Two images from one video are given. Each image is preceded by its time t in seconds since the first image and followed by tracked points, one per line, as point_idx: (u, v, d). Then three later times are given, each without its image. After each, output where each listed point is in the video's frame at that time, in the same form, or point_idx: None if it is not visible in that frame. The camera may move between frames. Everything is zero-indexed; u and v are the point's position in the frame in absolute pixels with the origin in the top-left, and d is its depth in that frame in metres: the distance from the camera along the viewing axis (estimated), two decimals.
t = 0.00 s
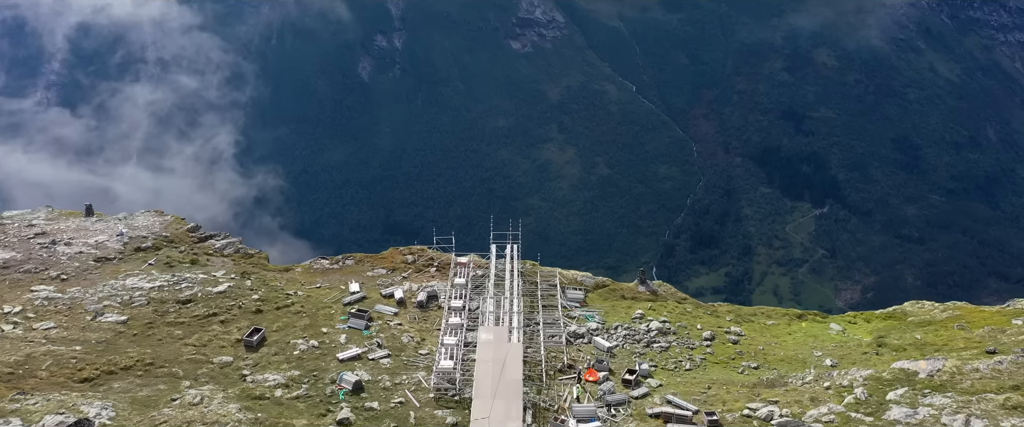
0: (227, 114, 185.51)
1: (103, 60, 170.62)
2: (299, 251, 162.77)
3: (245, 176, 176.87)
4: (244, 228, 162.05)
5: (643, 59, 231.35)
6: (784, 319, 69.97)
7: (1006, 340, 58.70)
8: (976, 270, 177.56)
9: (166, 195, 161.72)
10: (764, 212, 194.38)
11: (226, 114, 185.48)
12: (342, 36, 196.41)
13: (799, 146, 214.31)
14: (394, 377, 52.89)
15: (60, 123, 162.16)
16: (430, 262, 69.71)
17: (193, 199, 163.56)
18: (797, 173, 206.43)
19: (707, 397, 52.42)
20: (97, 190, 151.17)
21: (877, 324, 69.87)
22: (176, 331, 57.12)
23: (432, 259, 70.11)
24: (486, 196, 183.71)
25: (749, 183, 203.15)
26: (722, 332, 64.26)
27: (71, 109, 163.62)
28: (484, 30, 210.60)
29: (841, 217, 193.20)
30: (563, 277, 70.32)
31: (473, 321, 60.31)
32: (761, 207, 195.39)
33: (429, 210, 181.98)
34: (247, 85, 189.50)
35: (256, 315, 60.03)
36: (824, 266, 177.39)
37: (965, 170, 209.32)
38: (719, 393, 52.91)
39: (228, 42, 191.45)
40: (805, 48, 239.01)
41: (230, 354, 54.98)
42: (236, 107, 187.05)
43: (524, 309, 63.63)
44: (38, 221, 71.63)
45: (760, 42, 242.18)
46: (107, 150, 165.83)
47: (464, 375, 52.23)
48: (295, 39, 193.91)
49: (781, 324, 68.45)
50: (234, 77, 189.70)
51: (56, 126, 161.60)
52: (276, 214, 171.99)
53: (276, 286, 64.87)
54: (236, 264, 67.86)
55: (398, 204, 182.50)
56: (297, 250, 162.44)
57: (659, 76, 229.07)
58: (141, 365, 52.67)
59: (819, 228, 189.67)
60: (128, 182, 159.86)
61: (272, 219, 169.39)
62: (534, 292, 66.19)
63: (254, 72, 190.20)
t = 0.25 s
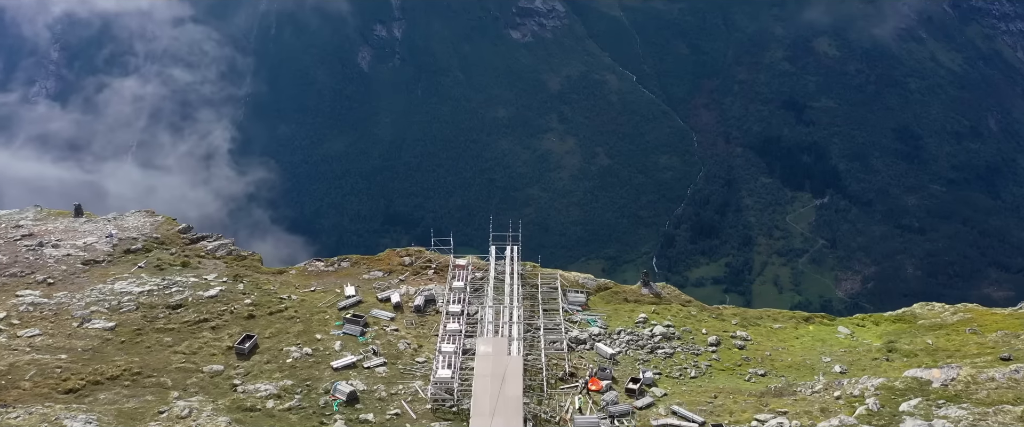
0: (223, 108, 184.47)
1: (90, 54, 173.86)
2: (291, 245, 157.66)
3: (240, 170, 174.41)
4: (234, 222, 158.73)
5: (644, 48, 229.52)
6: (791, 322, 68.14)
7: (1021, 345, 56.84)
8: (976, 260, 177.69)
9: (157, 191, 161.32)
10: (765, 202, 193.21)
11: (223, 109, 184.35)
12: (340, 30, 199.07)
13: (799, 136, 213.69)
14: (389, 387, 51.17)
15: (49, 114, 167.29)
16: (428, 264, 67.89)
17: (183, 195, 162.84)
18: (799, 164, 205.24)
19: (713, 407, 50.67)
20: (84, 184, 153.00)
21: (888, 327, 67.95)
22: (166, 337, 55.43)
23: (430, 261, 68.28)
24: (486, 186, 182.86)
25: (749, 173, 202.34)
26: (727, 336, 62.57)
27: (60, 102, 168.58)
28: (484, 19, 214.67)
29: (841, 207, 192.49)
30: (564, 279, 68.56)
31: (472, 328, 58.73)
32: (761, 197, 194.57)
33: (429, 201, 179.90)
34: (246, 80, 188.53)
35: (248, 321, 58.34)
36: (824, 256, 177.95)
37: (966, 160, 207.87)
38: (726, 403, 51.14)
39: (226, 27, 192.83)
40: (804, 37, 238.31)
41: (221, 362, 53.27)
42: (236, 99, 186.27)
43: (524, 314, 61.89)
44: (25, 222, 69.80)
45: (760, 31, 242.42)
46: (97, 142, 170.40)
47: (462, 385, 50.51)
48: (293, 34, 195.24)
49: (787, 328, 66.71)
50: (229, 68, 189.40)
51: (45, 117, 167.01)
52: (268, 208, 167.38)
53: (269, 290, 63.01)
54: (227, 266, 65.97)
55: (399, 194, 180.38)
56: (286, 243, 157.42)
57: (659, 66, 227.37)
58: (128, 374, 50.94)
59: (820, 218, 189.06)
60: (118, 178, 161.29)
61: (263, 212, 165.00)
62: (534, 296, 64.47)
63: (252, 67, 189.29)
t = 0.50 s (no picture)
0: (217, 104, 189.02)
1: (79, 47, 175.07)
2: (280, 241, 164.21)
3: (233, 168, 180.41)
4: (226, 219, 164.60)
5: (644, 37, 233.29)
6: (798, 327, 66.39)
7: None
8: (977, 251, 174.77)
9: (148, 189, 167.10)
10: (765, 193, 193.97)
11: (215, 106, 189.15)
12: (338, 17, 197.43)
13: (800, 126, 214.50)
14: (385, 399, 49.37)
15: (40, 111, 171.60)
16: (425, 267, 66.09)
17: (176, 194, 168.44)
18: (799, 154, 206.77)
19: (720, 419, 48.87)
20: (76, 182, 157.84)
21: (898, 332, 66.10)
22: (154, 346, 53.71)
23: (427, 264, 66.46)
24: (486, 176, 187.10)
25: (749, 163, 203.30)
26: (733, 342, 60.83)
27: (51, 97, 172.23)
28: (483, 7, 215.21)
29: (842, 197, 192.03)
30: (565, 282, 66.82)
31: (471, 334, 56.93)
32: (762, 187, 195.17)
33: (429, 191, 184.93)
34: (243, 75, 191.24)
35: (240, 327, 56.60)
36: (824, 246, 177.69)
37: (967, 150, 205.28)
38: (733, 414, 49.32)
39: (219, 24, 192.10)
40: (806, 26, 238.78)
41: (211, 372, 51.52)
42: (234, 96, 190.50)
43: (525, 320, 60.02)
44: (14, 223, 68.16)
45: (760, 20, 244.90)
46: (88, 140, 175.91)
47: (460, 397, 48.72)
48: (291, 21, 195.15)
49: (795, 332, 64.94)
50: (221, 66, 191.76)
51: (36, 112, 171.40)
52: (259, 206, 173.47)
53: (262, 294, 61.23)
54: (219, 270, 64.11)
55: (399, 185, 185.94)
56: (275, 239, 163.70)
57: (659, 56, 231.38)
58: (115, 385, 49.17)
59: (820, 208, 188.80)
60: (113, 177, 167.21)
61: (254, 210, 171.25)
62: (535, 301, 62.70)
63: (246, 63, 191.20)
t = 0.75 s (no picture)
0: (212, 100, 192.01)
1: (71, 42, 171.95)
2: (276, 235, 169.84)
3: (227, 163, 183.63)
4: (222, 216, 168.70)
5: (645, 26, 231.56)
6: (806, 331, 64.63)
7: None
8: (977, 240, 176.00)
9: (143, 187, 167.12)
10: (766, 183, 197.11)
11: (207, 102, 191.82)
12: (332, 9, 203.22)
13: (801, 115, 215.11)
14: (380, 412, 47.59)
15: (28, 103, 165.63)
16: (423, 271, 64.30)
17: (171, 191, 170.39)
18: (799, 144, 207.94)
19: None
20: (67, 179, 155.18)
21: (908, 337, 64.27)
22: (142, 355, 51.91)
23: (425, 267, 64.66)
24: (486, 167, 191.13)
25: (750, 153, 205.69)
26: (738, 348, 59.16)
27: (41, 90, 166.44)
28: None
29: (843, 187, 194.08)
30: (566, 286, 65.08)
31: (470, 343, 55.16)
32: (762, 177, 198.24)
33: (429, 182, 188.88)
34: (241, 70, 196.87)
35: (231, 335, 54.85)
36: (824, 236, 181.15)
37: (967, 140, 203.58)
38: None
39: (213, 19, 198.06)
40: (806, 16, 236.83)
41: (201, 383, 49.79)
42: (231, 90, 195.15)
43: (524, 328, 58.23)
44: None
45: (761, 8, 241.90)
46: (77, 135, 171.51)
47: (457, 412, 46.88)
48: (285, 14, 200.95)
49: (803, 338, 63.23)
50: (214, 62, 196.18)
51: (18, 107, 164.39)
52: (254, 203, 177.89)
53: (253, 300, 59.42)
54: (210, 274, 62.27)
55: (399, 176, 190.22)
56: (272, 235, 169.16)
57: (660, 45, 230.02)
58: (100, 398, 47.35)
59: (821, 199, 191.22)
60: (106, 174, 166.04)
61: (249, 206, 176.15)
62: (536, 307, 61.05)
63: (241, 56, 197.40)
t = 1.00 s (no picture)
0: (204, 98, 209.10)
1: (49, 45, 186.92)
2: (263, 233, 183.51)
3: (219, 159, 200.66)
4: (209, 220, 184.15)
5: (644, 15, 235.82)
6: (814, 338, 62.94)
7: None
8: (979, 230, 173.17)
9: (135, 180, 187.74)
10: (766, 173, 197.67)
11: (202, 98, 208.87)
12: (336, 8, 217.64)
13: (802, 105, 214.89)
14: None
15: (17, 101, 182.96)
16: (420, 275, 62.64)
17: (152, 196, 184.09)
18: (800, 133, 207.44)
19: None
20: (54, 179, 170.43)
21: (919, 343, 62.50)
22: (129, 367, 50.11)
23: (423, 272, 62.96)
24: (486, 157, 200.94)
25: (752, 144, 206.47)
26: (744, 356, 57.47)
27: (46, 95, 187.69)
28: None
29: (844, 177, 193.21)
30: (568, 291, 63.41)
31: (469, 353, 53.34)
32: (764, 167, 199.03)
33: (429, 172, 201.24)
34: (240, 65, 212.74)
35: (222, 344, 53.11)
36: (824, 227, 180.23)
37: (969, 129, 201.10)
38: None
39: (207, 14, 215.20)
40: (807, 6, 238.04)
41: (189, 396, 47.97)
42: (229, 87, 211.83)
43: (525, 338, 56.40)
44: None
45: None
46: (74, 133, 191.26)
47: None
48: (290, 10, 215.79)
49: (811, 345, 61.53)
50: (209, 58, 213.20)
51: (9, 105, 181.61)
52: (234, 203, 190.87)
53: (245, 307, 57.61)
54: (201, 280, 60.43)
55: (399, 166, 203.15)
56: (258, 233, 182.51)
57: (661, 35, 233.49)
58: (84, 413, 45.48)
59: (821, 189, 190.51)
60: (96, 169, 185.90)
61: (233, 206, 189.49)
62: (537, 314, 59.30)
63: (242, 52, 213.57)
